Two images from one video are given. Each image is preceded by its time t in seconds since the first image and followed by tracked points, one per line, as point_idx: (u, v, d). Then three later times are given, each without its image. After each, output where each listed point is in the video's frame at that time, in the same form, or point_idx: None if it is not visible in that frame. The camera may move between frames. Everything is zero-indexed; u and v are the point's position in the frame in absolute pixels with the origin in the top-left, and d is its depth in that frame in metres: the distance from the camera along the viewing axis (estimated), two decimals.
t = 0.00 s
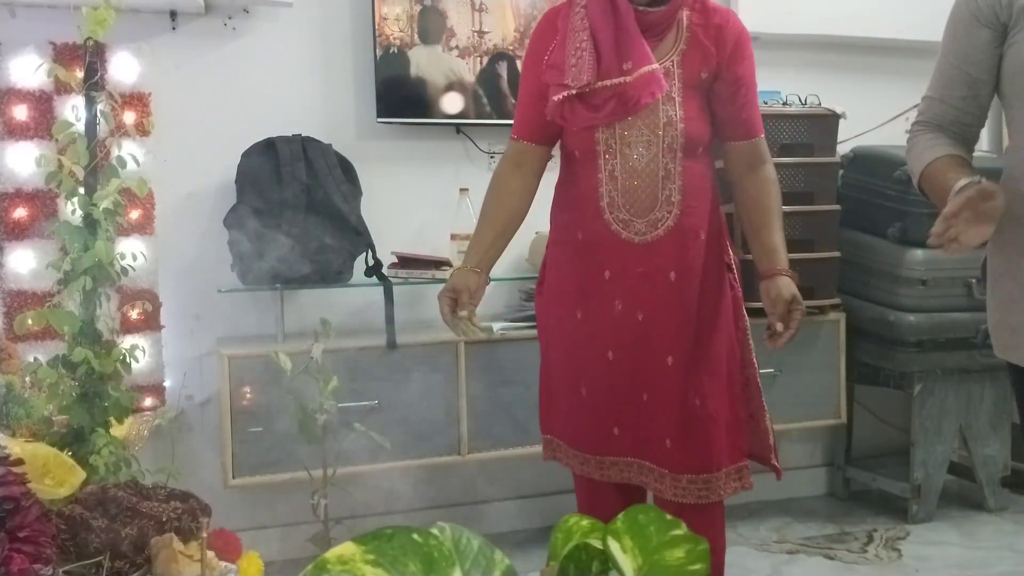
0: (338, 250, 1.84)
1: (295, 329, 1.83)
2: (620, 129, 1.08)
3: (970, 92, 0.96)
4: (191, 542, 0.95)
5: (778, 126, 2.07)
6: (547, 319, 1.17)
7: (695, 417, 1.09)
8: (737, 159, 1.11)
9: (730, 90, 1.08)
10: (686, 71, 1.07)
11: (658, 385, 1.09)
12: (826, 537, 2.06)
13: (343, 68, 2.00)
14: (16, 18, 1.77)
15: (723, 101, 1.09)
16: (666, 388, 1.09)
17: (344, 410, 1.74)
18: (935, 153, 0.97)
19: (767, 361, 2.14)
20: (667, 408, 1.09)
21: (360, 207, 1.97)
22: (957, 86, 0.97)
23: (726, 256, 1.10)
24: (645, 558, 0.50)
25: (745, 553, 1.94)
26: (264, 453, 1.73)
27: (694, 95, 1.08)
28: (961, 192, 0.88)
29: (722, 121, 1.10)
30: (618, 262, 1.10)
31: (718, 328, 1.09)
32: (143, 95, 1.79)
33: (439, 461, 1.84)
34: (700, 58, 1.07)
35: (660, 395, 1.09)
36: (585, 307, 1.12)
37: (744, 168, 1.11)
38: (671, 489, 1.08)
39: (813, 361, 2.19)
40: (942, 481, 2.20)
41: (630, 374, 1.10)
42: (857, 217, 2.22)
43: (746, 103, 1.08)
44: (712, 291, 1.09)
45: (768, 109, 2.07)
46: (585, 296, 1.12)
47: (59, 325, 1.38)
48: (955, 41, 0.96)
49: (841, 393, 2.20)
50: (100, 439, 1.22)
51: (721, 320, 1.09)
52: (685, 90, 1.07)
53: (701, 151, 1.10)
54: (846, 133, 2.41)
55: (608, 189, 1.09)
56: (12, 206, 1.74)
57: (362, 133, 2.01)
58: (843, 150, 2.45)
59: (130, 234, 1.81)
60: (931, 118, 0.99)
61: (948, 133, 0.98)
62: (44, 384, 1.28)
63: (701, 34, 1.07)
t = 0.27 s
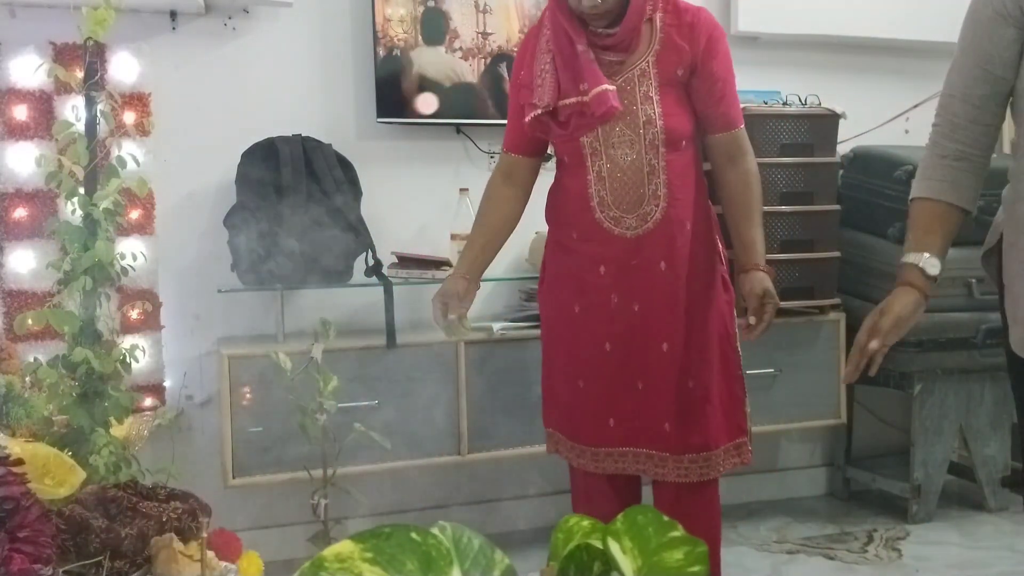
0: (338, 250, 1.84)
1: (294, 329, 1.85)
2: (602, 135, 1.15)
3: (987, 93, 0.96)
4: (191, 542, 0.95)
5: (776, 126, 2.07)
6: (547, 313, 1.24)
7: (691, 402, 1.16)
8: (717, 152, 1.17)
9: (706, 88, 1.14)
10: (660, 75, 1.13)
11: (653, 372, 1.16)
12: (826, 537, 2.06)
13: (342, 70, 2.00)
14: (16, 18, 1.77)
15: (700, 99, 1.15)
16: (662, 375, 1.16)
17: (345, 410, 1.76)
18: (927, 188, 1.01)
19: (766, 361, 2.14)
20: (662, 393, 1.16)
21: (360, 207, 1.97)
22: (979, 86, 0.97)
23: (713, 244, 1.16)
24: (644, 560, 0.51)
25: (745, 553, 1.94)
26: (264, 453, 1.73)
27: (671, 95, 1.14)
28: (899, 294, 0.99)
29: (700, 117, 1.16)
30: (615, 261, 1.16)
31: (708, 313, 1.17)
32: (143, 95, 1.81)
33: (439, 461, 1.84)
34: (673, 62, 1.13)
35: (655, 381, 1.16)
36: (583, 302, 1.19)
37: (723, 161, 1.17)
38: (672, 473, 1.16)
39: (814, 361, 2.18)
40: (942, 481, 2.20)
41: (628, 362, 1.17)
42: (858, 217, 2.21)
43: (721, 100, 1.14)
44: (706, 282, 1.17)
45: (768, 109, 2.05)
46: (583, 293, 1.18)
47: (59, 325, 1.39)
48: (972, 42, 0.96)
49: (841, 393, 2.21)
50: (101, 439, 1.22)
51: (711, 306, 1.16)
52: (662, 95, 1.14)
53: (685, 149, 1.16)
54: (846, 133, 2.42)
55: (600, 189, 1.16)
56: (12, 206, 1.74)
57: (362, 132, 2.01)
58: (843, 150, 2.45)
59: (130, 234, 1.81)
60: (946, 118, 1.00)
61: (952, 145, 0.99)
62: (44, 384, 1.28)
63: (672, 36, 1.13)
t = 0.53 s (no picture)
0: (337, 253, 1.90)
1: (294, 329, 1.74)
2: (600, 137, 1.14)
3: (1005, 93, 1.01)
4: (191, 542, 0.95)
5: (776, 127, 2.06)
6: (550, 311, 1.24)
7: (693, 395, 1.18)
8: (717, 147, 1.18)
9: (702, 86, 1.14)
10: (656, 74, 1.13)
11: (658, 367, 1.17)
12: (825, 537, 2.06)
13: (342, 71, 2.05)
14: (16, 18, 1.80)
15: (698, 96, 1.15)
16: (666, 370, 1.17)
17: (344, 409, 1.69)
18: (929, 190, 1.08)
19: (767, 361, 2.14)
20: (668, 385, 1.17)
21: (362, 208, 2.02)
22: (994, 88, 1.01)
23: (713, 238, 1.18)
24: (646, 559, 0.51)
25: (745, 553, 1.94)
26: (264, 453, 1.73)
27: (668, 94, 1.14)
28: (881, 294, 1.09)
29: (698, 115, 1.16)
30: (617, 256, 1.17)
31: (708, 306, 1.19)
32: (144, 94, 1.72)
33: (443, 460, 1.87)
34: (668, 62, 1.13)
35: (661, 376, 1.17)
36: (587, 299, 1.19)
37: (724, 157, 1.18)
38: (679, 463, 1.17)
39: (812, 361, 2.21)
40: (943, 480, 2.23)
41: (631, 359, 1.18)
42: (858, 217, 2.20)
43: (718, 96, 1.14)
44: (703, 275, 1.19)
45: (768, 109, 2.05)
46: (587, 291, 1.19)
47: (59, 325, 1.39)
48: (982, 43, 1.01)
49: (841, 392, 2.23)
50: (101, 439, 1.22)
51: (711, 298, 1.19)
52: (658, 95, 1.13)
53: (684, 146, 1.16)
54: (847, 133, 2.41)
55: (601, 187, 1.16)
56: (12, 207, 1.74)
57: (361, 131, 2.08)
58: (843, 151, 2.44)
59: (130, 234, 1.74)
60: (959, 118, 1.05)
61: (961, 148, 1.05)
62: (44, 385, 1.27)
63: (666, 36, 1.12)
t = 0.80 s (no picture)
0: (341, 250, 1.91)
1: (294, 328, 1.73)
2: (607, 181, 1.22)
3: None
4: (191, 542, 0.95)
5: (776, 126, 2.08)
6: (576, 312, 1.39)
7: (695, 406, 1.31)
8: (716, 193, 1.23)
9: (701, 136, 1.19)
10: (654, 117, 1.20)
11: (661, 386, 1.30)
12: (826, 537, 2.06)
13: (341, 72, 2.03)
14: (16, 18, 1.80)
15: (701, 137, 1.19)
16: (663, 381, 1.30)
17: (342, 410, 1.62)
18: (966, 197, 1.18)
19: (766, 361, 2.15)
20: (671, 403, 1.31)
21: (362, 208, 2.01)
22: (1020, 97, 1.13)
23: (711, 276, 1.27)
24: (646, 560, 0.51)
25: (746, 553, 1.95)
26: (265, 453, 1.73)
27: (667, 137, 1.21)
28: (909, 295, 1.18)
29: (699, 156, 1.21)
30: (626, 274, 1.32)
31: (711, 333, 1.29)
32: (143, 95, 1.77)
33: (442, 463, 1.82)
34: (670, 104, 1.19)
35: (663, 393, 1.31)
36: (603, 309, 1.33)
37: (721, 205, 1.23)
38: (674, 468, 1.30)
39: (811, 361, 2.21)
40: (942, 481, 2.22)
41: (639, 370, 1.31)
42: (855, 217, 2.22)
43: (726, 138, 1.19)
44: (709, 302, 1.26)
45: (768, 109, 2.06)
46: (599, 309, 1.34)
47: (59, 324, 1.38)
48: None
49: (841, 393, 2.23)
50: (100, 440, 1.21)
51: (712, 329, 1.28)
52: (655, 142, 1.21)
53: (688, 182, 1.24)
54: (847, 133, 2.41)
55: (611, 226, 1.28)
56: (12, 207, 1.76)
57: (362, 131, 2.06)
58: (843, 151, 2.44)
59: (131, 234, 1.77)
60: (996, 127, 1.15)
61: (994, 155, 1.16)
62: (43, 385, 1.26)
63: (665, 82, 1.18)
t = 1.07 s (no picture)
0: (338, 251, 1.91)
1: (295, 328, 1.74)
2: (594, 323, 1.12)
3: None
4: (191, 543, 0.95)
5: (776, 127, 2.08)
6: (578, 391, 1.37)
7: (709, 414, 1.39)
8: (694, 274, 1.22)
9: (673, 224, 1.17)
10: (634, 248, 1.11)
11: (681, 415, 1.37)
12: (826, 537, 2.06)
13: (345, 74, 2.05)
14: (15, 18, 1.78)
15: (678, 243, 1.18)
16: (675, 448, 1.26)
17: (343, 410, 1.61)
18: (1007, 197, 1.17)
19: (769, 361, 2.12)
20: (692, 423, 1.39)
21: (361, 207, 2.00)
22: None
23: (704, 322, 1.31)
24: (645, 561, 0.51)
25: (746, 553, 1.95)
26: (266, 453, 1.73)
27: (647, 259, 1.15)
28: (962, 296, 1.18)
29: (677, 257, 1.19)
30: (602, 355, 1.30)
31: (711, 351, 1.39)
32: (143, 95, 1.77)
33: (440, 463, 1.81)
34: (648, 229, 1.12)
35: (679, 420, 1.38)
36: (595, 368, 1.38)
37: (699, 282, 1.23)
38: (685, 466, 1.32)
39: (812, 361, 2.19)
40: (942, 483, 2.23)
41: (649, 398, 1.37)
42: (858, 217, 2.22)
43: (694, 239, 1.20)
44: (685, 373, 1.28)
45: (767, 109, 2.07)
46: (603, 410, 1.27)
47: (59, 324, 1.38)
48: None
49: (841, 394, 2.23)
50: (100, 440, 1.21)
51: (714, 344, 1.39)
52: (642, 256, 1.13)
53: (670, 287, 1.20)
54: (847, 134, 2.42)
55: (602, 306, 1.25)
56: (12, 207, 1.76)
57: (363, 133, 2.08)
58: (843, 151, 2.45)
59: (130, 234, 1.80)
60: None
61: None
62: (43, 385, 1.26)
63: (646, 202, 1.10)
